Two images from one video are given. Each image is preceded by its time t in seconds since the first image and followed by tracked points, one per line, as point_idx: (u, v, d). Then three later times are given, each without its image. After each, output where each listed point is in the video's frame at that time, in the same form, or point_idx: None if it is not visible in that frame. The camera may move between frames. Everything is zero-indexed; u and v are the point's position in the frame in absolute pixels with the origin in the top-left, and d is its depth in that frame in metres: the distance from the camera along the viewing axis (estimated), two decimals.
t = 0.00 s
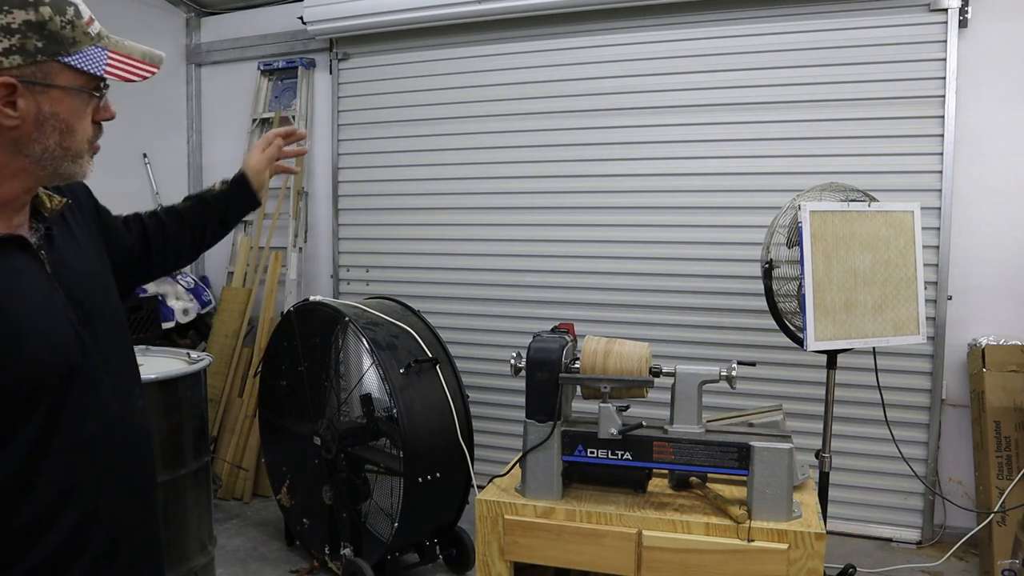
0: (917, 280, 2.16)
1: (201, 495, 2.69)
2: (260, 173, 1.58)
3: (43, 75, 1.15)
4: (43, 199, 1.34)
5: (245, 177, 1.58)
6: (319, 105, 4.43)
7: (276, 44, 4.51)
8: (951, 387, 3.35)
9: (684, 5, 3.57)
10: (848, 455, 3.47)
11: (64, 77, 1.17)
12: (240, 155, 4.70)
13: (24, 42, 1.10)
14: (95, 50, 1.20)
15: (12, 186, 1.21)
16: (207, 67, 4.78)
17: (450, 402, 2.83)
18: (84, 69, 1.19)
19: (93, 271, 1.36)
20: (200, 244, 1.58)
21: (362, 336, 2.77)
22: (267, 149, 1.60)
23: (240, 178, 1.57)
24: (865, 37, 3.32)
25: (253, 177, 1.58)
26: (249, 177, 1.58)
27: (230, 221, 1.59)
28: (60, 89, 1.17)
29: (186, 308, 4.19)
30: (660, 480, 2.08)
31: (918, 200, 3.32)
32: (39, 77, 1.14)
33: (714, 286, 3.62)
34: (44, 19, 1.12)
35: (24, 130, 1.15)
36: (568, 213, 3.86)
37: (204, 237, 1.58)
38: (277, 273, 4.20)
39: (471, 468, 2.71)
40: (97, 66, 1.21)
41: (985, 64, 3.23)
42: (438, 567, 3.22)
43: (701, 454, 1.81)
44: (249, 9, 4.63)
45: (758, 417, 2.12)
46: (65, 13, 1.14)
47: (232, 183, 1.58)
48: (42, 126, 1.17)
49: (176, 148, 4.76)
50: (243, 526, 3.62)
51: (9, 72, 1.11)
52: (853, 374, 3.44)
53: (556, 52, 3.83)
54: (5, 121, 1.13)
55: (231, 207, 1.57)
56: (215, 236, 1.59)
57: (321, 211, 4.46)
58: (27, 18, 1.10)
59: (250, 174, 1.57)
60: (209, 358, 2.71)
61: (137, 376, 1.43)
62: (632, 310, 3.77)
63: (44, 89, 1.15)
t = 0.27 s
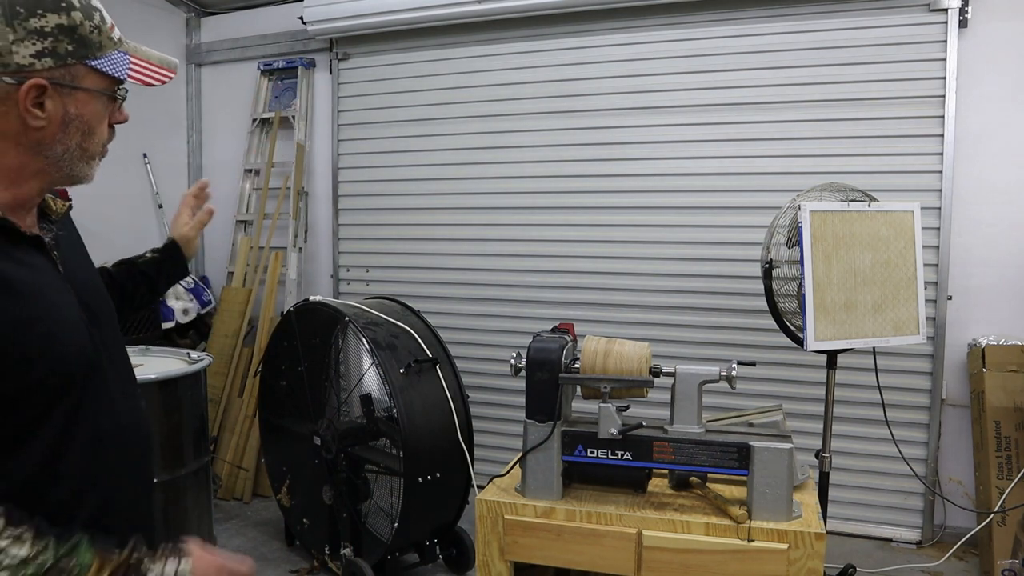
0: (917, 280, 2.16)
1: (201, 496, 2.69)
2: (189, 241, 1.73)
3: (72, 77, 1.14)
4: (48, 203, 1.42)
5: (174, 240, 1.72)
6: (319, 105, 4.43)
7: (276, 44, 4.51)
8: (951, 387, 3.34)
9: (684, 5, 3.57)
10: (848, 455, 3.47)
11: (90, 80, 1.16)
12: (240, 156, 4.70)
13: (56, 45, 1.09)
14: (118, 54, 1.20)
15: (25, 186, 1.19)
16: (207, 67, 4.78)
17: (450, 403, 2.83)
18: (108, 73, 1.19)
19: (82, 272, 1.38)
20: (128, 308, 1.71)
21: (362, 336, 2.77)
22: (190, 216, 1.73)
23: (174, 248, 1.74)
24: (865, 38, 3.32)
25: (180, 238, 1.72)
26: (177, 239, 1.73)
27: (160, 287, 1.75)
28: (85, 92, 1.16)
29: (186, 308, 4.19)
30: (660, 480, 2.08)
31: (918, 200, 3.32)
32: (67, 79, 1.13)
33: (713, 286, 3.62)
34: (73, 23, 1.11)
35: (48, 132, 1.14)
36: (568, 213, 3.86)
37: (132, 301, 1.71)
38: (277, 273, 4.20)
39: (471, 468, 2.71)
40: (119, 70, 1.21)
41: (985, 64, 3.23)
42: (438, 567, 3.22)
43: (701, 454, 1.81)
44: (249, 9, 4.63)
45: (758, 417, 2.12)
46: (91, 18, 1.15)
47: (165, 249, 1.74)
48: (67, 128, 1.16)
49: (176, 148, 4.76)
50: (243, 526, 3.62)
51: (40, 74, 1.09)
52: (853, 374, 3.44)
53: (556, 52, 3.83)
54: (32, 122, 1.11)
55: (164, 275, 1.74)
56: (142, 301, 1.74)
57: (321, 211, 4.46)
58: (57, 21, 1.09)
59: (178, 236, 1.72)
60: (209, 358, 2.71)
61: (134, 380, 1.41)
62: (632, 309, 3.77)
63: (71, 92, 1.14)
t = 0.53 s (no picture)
0: (917, 281, 2.16)
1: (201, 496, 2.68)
2: (129, 204, 1.82)
3: (93, 80, 1.08)
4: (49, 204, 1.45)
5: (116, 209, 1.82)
6: (319, 105, 4.43)
7: (276, 44, 4.52)
8: (951, 387, 3.34)
9: (684, 5, 3.57)
10: (848, 455, 3.47)
11: (108, 84, 1.11)
12: (240, 156, 4.70)
13: (80, 49, 1.04)
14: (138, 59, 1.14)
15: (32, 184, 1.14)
16: (207, 67, 4.78)
17: (449, 402, 2.83)
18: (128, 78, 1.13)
19: (76, 271, 1.39)
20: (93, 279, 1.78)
21: (362, 336, 2.77)
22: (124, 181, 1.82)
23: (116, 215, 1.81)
24: (865, 38, 3.32)
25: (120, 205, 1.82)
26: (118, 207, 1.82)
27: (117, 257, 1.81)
28: (104, 96, 1.10)
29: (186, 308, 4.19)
30: (660, 480, 2.08)
31: (918, 200, 3.32)
32: (87, 83, 1.07)
33: (713, 286, 3.62)
34: (96, 25, 1.06)
35: (64, 133, 1.09)
36: (568, 213, 3.86)
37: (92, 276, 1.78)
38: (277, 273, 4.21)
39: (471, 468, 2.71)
40: (137, 76, 1.16)
41: (985, 64, 3.22)
42: (438, 567, 3.22)
43: (701, 454, 1.81)
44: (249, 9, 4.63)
45: (758, 417, 2.13)
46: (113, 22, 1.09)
47: (110, 220, 1.81)
48: (83, 130, 1.10)
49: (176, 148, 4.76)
50: (243, 526, 3.63)
51: (63, 76, 1.04)
52: (853, 374, 3.44)
53: (556, 52, 3.83)
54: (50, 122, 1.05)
55: (119, 245, 1.80)
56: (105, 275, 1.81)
57: (321, 211, 4.46)
58: (82, 23, 1.04)
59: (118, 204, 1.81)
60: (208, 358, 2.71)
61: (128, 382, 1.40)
62: (633, 309, 3.77)
63: (91, 96, 1.08)
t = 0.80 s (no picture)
0: (917, 280, 2.16)
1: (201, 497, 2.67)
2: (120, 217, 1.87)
3: (102, 80, 1.09)
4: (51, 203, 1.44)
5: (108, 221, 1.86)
6: (319, 105, 4.43)
7: (276, 44, 4.52)
8: (951, 387, 3.34)
9: (684, 5, 3.57)
10: (848, 455, 3.47)
11: (117, 83, 1.11)
12: (240, 155, 4.70)
13: (89, 48, 1.05)
14: (145, 60, 1.15)
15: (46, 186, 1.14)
16: (207, 67, 4.78)
17: (449, 403, 2.83)
18: (135, 78, 1.14)
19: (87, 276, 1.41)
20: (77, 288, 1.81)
21: (362, 336, 2.77)
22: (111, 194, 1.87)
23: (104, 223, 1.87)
24: (865, 38, 3.32)
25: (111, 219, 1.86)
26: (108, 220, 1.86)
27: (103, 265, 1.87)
28: (113, 95, 1.11)
29: (186, 308, 4.18)
30: (660, 480, 2.08)
31: (918, 200, 3.32)
32: (96, 82, 1.08)
33: (713, 286, 3.62)
34: (105, 25, 1.07)
35: (75, 133, 1.10)
36: (568, 213, 3.86)
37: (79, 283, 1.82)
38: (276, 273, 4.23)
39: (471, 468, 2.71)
40: (145, 75, 1.16)
41: (985, 64, 3.23)
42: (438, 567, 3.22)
43: (701, 454, 1.81)
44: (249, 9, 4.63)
45: (758, 417, 2.12)
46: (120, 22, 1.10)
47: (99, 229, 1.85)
48: (93, 129, 1.11)
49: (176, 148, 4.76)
50: (243, 526, 3.62)
51: (72, 76, 1.05)
52: (853, 374, 3.44)
53: (556, 52, 3.83)
54: (60, 121, 1.07)
55: (104, 255, 1.86)
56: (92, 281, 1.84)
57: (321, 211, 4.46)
58: (90, 23, 1.05)
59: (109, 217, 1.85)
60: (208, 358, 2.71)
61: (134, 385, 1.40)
62: (633, 309, 3.77)
63: (100, 94, 1.10)
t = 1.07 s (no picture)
0: (917, 280, 2.16)
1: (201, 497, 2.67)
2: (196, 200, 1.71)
3: (76, 72, 1.08)
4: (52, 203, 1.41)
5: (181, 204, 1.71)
6: (319, 104, 4.43)
7: (276, 44, 4.52)
8: (951, 387, 3.34)
9: (684, 5, 3.57)
10: (848, 455, 3.47)
11: (94, 75, 1.10)
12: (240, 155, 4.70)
13: (57, 41, 1.04)
14: (122, 49, 1.13)
15: (41, 186, 1.15)
16: (207, 67, 4.78)
17: (449, 403, 2.83)
18: (113, 68, 1.13)
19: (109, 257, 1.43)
20: (123, 261, 1.61)
21: (362, 336, 2.78)
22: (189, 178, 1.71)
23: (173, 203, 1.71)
24: (865, 38, 3.32)
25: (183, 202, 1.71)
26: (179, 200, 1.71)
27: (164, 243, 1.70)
28: (90, 86, 1.10)
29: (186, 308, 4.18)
30: (660, 480, 2.08)
31: (918, 200, 3.32)
32: (71, 75, 1.08)
33: (713, 286, 3.63)
34: (73, 16, 1.05)
35: (55, 128, 1.09)
36: (568, 213, 3.86)
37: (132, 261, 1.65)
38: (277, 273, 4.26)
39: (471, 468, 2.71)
40: (124, 64, 1.14)
41: (986, 64, 3.22)
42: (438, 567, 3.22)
43: (701, 454, 1.81)
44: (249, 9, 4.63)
45: (758, 417, 2.13)
46: (93, 12, 1.08)
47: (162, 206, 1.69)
48: (73, 123, 1.11)
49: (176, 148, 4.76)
50: (243, 526, 3.63)
51: (43, 70, 1.05)
52: (853, 374, 3.44)
53: (556, 52, 3.83)
54: (37, 117, 1.06)
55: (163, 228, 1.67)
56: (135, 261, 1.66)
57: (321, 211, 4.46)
58: (56, 15, 1.04)
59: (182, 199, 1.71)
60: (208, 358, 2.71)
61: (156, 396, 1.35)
62: (632, 310, 3.77)
63: (75, 86, 1.09)
